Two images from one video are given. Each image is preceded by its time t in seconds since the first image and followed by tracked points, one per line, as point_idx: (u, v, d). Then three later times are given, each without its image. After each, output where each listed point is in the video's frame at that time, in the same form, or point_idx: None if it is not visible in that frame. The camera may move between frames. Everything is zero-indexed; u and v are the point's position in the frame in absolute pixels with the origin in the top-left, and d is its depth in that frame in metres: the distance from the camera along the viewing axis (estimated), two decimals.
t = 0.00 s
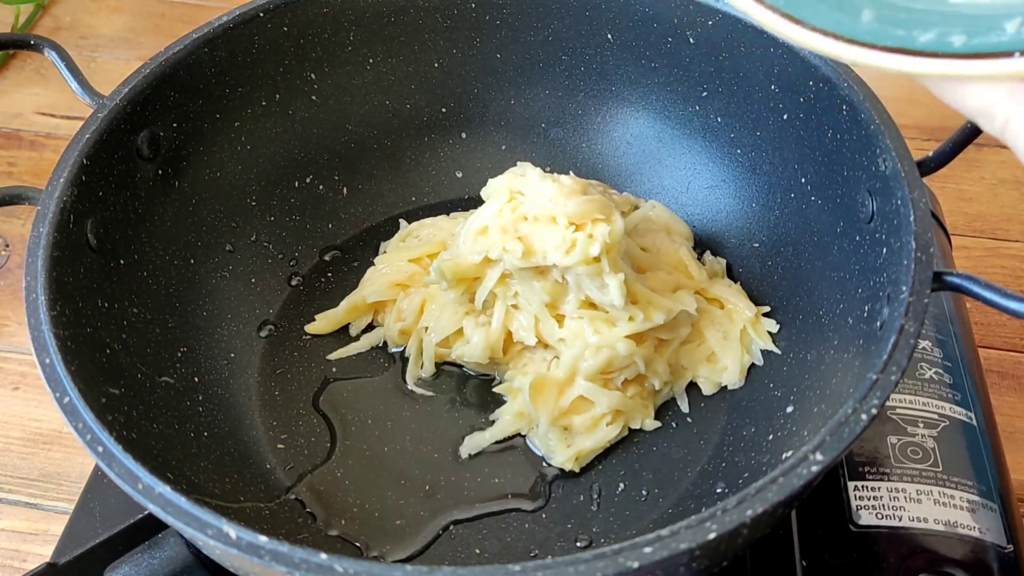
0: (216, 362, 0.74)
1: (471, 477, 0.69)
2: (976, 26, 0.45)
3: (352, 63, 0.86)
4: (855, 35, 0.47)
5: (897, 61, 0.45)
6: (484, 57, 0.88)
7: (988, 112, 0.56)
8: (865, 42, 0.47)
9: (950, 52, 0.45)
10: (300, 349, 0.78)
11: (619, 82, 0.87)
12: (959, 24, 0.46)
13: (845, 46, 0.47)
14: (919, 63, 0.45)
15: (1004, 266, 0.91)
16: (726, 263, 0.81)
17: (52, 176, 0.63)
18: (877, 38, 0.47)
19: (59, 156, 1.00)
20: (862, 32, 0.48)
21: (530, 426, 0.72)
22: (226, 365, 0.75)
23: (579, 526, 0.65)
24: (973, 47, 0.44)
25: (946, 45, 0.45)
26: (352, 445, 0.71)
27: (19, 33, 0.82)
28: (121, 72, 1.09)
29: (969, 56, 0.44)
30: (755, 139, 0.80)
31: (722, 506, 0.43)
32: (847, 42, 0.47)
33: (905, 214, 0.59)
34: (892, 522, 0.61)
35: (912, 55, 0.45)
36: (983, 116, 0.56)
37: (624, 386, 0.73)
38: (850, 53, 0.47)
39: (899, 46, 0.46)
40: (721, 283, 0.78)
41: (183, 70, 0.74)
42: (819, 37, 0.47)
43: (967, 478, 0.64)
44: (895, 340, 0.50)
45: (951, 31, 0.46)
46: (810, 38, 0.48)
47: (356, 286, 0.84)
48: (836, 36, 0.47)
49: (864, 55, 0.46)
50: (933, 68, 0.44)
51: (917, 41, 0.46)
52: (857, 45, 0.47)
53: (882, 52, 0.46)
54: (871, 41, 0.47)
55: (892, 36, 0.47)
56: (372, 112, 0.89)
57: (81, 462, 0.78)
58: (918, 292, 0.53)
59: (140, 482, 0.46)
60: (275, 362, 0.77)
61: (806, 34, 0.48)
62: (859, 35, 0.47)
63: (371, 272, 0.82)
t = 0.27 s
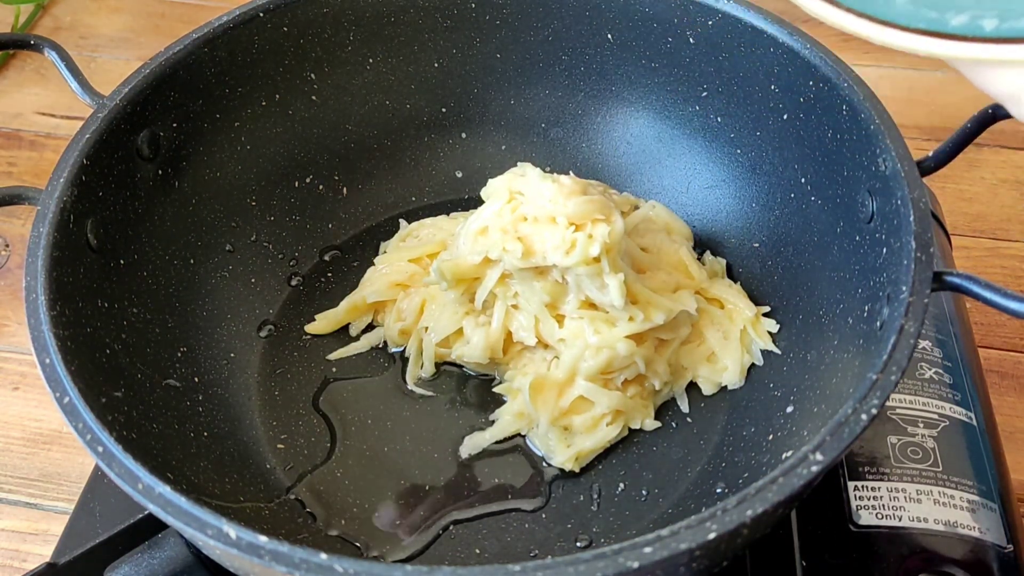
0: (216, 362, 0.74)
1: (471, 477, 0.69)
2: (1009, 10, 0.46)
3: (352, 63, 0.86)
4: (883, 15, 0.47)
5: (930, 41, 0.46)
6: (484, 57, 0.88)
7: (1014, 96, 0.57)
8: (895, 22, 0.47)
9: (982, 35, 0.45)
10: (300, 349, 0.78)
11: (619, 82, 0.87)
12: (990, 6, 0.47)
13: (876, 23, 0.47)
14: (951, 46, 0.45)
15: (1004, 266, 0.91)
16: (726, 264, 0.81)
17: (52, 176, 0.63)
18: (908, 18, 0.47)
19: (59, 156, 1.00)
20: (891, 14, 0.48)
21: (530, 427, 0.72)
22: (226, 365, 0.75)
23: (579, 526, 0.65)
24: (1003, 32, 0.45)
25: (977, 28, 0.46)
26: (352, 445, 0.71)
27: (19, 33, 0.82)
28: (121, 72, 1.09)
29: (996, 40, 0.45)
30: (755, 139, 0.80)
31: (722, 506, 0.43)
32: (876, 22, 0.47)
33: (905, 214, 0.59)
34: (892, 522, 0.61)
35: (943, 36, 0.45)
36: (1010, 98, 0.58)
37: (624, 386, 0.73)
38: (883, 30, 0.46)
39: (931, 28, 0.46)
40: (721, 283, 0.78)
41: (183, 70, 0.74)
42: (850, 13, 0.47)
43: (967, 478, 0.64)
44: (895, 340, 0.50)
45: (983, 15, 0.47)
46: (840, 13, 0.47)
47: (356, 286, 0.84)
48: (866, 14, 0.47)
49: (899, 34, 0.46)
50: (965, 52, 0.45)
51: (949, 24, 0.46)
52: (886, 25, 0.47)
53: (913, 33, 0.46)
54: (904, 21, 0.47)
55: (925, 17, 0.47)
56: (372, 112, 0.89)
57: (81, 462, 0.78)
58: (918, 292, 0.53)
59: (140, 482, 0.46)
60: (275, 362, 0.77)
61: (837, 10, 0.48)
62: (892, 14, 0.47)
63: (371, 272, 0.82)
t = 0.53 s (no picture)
0: (216, 363, 0.74)
1: (471, 477, 0.69)
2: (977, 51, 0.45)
3: (352, 63, 0.86)
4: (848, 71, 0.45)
5: (896, 102, 0.43)
6: (484, 57, 0.88)
7: (985, 149, 0.58)
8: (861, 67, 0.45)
9: (944, 93, 0.42)
10: (300, 350, 0.78)
11: (619, 82, 0.87)
12: (956, 63, 0.44)
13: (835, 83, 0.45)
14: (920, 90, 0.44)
15: (1004, 266, 0.91)
16: (726, 263, 0.81)
17: (52, 176, 0.63)
18: (872, 78, 0.44)
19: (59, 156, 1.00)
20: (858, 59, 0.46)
21: (530, 427, 0.72)
22: (226, 365, 0.75)
23: (579, 526, 0.65)
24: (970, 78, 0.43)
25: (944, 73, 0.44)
26: (352, 445, 0.71)
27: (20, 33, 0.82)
28: (121, 72, 1.09)
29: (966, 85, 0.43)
30: (755, 139, 0.80)
31: (722, 506, 0.43)
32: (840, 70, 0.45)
33: (905, 214, 0.59)
34: (892, 523, 0.61)
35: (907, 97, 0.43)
36: (980, 153, 0.58)
37: (624, 386, 0.73)
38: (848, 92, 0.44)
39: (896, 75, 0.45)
40: (721, 282, 0.78)
41: (183, 70, 0.74)
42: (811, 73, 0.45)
43: (967, 478, 0.64)
44: (895, 340, 0.50)
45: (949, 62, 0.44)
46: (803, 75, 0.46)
47: (356, 286, 0.84)
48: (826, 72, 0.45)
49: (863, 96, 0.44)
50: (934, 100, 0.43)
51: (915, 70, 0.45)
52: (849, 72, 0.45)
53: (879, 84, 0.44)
54: (867, 82, 0.44)
55: (889, 75, 0.44)
56: (372, 112, 0.89)
57: (81, 462, 0.78)
58: (918, 293, 0.53)
59: (140, 482, 0.46)
60: (275, 362, 0.77)
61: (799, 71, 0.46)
62: (854, 74, 0.45)
63: (371, 273, 0.82)
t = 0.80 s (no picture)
0: (216, 362, 0.74)
1: (471, 477, 0.69)
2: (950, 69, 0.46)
3: (352, 63, 0.86)
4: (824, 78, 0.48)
5: (868, 108, 0.46)
6: (484, 57, 0.88)
7: (962, 156, 0.55)
8: (838, 88, 0.47)
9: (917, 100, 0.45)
10: (300, 350, 0.78)
11: (619, 82, 0.87)
12: (930, 70, 0.46)
13: (812, 89, 0.48)
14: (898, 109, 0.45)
15: (1005, 266, 0.91)
16: (726, 263, 0.81)
17: (52, 176, 0.63)
18: (847, 86, 0.47)
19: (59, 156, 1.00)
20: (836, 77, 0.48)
21: (530, 427, 0.72)
22: (226, 365, 0.75)
23: (579, 526, 0.65)
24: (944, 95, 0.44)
25: (917, 93, 0.45)
26: (352, 445, 0.71)
27: (20, 33, 0.82)
28: (121, 72, 1.09)
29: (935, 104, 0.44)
30: (755, 139, 0.80)
31: (722, 506, 0.43)
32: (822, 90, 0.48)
33: (905, 214, 0.59)
34: (892, 522, 0.61)
35: (879, 104, 0.46)
36: (958, 160, 0.56)
37: (624, 386, 0.73)
38: (825, 100, 0.47)
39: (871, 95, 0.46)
40: (721, 282, 0.78)
41: (183, 70, 0.74)
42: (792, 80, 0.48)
43: (967, 478, 0.64)
44: (895, 340, 0.50)
45: (923, 78, 0.46)
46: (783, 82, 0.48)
47: (356, 286, 0.84)
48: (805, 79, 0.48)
49: (838, 102, 0.47)
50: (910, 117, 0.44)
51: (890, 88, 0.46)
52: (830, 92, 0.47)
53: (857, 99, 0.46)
54: (844, 89, 0.47)
55: (864, 84, 0.47)
56: (372, 112, 0.89)
57: (81, 462, 0.78)
58: (918, 293, 0.53)
59: (140, 482, 0.46)
60: (275, 362, 0.77)
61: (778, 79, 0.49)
62: (830, 83, 0.48)
63: (371, 273, 0.82)
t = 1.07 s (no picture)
0: (216, 362, 0.74)
1: (471, 477, 0.69)
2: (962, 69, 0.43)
3: (352, 63, 0.86)
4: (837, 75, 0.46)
5: (879, 109, 0.44)
6: (484, 57, 0.88)
7: (973, 156, 0.54)
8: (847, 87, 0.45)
9: (930, 100, 0.42)
10: (300, 350, 0.78)
11: (619, 82, 0.87)
12: (945, 67, 0.44)
13: (824, 88, 0.45)
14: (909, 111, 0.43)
15: (1005, 266, 0.91)
16: (726, 263, 0.81)
17: (52, 176, 0.63)
18: (859, 84, 0.45)
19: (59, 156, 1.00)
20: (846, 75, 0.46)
21: (530, 427, 0.72)
22: (226, 365, 0.75)
23: (579, 526, 0.65)
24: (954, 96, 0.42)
25: (929, 93, 0.43)
26: (352, 445, 0.71)
27: (19, 33, 0.82)
28: (121, 72, 1.09)
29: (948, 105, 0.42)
30: (755, 139, 0.80)
31: (722, 506, 0.43)
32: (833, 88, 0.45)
33: (905, 214, 0.59)
34: (892, 522, 0.61)
35: (891, 104, 0.43)
36: (969, 160, 0.54)
37: (624, 386, 0.73)
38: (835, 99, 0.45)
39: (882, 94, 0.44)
40: (721, 283, 0.78)
41: (183, 70, 0.74)
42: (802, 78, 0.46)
43: (967, 478, 0.64)
44: (895, 340, 0.50)
45: (936, 77, 0.43)
46: (795, 81, 0.46)
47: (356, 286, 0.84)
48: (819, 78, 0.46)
49: (849, 102, 0.44)
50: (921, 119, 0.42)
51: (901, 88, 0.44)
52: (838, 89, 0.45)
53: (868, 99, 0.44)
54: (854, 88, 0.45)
55: (877, 83, 0.45)
56: (372, 112, 0.89)
57: (81, 462, 0.78)
58: (918, 292, 0.53)
59: (140, 482, 0.46)
60: (275, 362, 0.77)
61: (790, 77, 0.46)
62: (840, 80, 0.45)
63: (372, 273, 0.82)
